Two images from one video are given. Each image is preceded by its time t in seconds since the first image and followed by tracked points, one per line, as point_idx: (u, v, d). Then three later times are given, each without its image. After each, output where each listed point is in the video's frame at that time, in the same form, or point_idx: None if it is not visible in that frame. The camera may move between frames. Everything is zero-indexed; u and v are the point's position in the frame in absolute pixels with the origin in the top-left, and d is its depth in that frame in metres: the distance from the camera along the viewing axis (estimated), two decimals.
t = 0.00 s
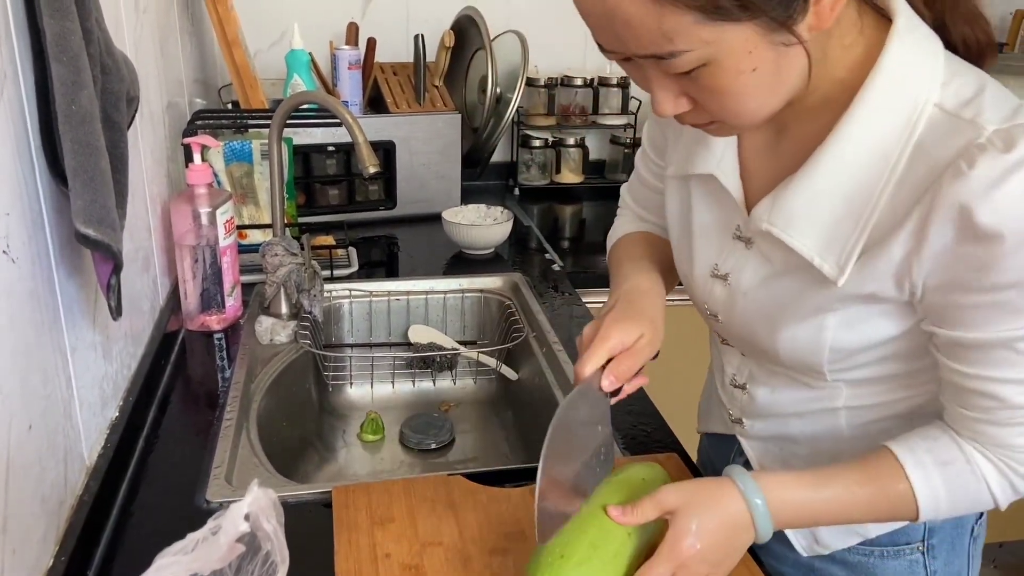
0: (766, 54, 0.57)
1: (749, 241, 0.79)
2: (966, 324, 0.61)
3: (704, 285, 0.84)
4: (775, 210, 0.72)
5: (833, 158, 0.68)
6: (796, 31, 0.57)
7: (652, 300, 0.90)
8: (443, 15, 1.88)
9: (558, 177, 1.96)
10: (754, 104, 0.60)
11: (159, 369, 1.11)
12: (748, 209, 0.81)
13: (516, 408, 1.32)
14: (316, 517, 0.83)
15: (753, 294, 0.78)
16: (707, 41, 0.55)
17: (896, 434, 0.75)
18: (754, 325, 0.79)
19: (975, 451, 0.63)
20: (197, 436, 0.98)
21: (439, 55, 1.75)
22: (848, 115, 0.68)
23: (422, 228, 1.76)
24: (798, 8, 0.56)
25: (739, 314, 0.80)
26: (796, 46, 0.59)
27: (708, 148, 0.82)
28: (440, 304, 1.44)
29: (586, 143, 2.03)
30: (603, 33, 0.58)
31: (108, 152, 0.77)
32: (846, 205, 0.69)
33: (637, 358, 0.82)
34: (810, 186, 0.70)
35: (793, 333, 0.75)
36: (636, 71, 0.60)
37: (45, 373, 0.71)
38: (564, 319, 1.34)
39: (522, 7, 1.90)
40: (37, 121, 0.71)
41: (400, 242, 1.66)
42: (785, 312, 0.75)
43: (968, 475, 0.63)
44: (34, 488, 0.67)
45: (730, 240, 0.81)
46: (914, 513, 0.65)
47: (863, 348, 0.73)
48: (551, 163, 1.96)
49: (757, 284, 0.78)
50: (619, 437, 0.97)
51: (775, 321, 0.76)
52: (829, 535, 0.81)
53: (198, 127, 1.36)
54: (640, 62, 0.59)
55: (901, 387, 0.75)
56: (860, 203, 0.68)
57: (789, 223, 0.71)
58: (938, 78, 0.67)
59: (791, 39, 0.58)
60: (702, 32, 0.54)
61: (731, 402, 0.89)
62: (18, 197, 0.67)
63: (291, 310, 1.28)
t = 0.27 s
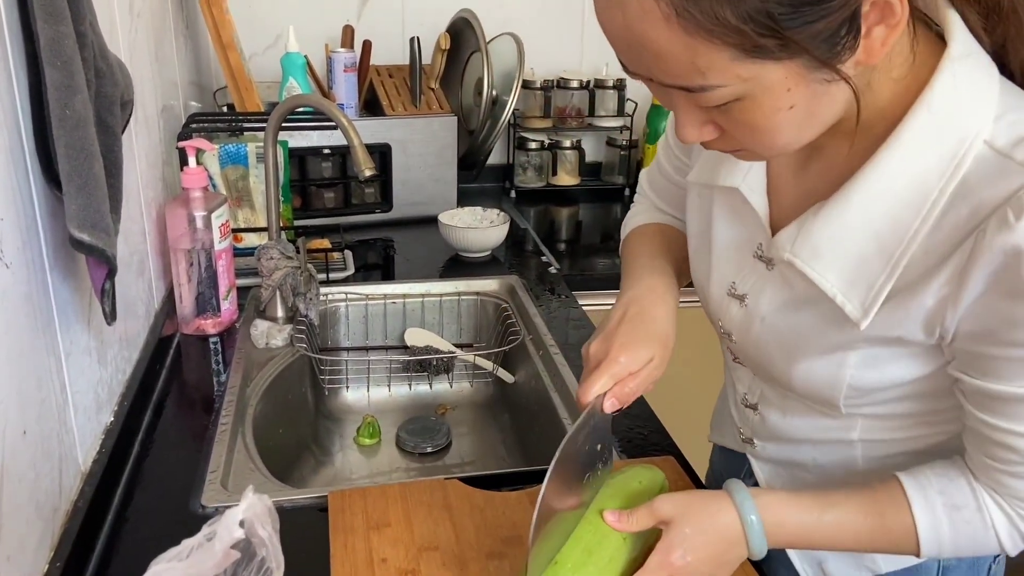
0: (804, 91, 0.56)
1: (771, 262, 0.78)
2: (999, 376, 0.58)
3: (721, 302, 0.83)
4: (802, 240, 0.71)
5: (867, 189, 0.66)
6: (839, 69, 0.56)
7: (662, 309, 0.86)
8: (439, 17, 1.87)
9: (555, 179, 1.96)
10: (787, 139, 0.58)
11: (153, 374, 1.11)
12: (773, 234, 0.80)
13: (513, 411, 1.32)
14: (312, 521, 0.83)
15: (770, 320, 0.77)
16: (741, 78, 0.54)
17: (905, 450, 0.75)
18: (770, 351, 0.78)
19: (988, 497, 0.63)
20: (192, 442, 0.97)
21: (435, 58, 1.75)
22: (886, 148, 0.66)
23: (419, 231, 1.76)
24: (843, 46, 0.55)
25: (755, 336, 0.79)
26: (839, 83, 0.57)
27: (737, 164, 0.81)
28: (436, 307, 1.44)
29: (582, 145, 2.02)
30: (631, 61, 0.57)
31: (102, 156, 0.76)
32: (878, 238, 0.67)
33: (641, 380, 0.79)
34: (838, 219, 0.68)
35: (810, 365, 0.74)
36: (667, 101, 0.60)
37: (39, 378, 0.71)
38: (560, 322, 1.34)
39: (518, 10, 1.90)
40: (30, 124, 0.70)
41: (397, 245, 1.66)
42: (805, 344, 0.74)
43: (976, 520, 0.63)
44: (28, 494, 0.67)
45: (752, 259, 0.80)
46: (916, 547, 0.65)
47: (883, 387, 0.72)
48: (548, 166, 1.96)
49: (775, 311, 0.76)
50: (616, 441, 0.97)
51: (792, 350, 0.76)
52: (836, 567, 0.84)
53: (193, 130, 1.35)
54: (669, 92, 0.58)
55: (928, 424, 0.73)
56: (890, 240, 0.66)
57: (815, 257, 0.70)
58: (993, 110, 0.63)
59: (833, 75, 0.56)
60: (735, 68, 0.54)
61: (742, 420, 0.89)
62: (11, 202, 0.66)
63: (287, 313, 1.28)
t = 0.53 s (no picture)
0: (804, 107, 0.56)
1: (770, 267, 0.77)
2: (998, 399, 0.58)
3: (718, 303, 0.83)
4: (800, 252, 0.70)
5: (872, 203, 0.65)
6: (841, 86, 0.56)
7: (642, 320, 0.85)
8: (433, 21, 1.89)
9: (549, 181, 1.97)
10: (787, 153, 0.59)
11: (150, 376, 1.11)
12: (775, 240, 0.80)
13: (506, 412, 1.33)
14: (307, 521, 0.84)
15: (767, 323, 0.77)
16: (739, 94, 0.55)
17: (896, 458, 0.75)
18: (767, 356, 0.78)
19: (977, 513, 0.63)
20: (188, 444, 0.98)
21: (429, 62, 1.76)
22: (893, 162, 0.64)
23: (413, 233, 1.77)
24: (844, 63, 0.55)
25: (750, 339, 0.79)
26: (841, 99, 0.57)
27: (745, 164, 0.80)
28: (430, 309, 1.45)
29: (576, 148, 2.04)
30: (630, 73, 0.58)
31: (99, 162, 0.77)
32: (881, 255, 0.66)
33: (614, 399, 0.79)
34: (839, 234, 0.67)
35: (806, 373, 0.75)
36: (665, 109, 0.60)
37: (37, 379, 0.72)
38: (554, 324, 1.35)
39: (511, 14, 1.92)
40: (27, 129, 0.71)
41: (391, 248, 1.67)
42: (803, 354, 0.74)
43: (963, 536, 0.64)
44: (26, 495, 0.68)
45: (752, 259, 0.80)
46: (900, 556, 0.66)
47: (877, 403, 0.72)
48: (542, 168, 1.97)
49: (772, 316, 0.76)
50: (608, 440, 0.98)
51: (789, 357, 0.76)
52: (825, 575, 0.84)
53: (188, 134, 1.36)
54: (668, 105, 0.59)
55: (927, 437, 0.73)
56: (893, 257, 0.65)
57: (814, 271, 0.69)
58: (1008, 128, 0.62)
59: (835, 92, 0.56)
60: (733, 85, 0.54)
61: (735, 421, 0.90)
62: (9, 206, 0.67)
63: (282, 315, 1.29)
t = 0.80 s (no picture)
0: (814, 101, 0.57)
1: (772, 262, 0.78)
2: (993, 391, 0.59)
3: (716, 297, 0.84)
4: (808, 249, 0.70)
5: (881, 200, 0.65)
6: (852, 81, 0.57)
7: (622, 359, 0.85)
8: (427, 22, 1.90)
9: (543, 181, 2.00)
10: (796, 146, 0.60)
11: (149, 372, 1.13)
12: (776, 238, 0.80)
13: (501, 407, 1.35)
14: (304, 509, 0.85)
15: (769, 321, 0.77)
16: (749, 86, 0.56)
17: (890, 449, 0.77)
18: (767, 351, 0.78)
19: (959, 501, 0.65)
20: (187, 437, 0.99)
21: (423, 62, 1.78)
22: (902, 160, 0.65)
23: (408, 232, 1.79)
24: (856, 58, 0.56)
25: (749, 334, 0.79)
26: (852, 94, 0.58)
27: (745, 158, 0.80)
28: (425, 306, 1.46)
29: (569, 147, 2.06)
30: (642, 61, 0.58)
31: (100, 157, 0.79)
32: (888, 253, 0.66)
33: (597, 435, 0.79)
34: (848, 230, 0.68)
35: (807, 368, 0.75)
36: (675, 99, 0.61)
37: (40, 369, 0.73)
38: (548, 320, 1.36)
39: (505, 15, 1.94)
40: (30, 124, 0.73)
41: (387, 246, 1.69)
42: (807, 351, 0.75)
43: (945, 524, 0.66)
44: (30, 481, 0.69)
45: (752, 255, 0.81)
46: (884, 544, 0.68)
47: (878, 394, 0.73)
48: (536, 168, 2.00)
49: (774, 313, 0.76)
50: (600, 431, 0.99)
51: (789, 352, 0.76)
52: (820, 564, 0.83)
53: (185, 133, 1.38)
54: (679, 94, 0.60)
55: (922, 429, 0.75)
56: (901, 254, 0.66)
57: (821, 267, 0.69)
58: (1015, 128, 0.63)
59: (846, 87, 0.57)
60: (744, 76, 0.55)
61: (730, 416, 0.91)
62: (13, 199, 0.69)
63: (279, 312, 1.30)
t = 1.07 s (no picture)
0: (808, 75, 0.59)
1: (772, 247, 0.80)
2: (973, 371, 0.61)
3: (720, 281, 0.86)
4: (803, 230, 0.73)
5: (873, 183, 0.68)
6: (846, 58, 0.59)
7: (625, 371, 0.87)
8: (422, 25, 1.93)
9: (537, 181, 2.02)
10: (791, 120, 0.62)
11: (151, 368, 1.15)
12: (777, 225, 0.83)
13: (497, 402, 1.38)
14: (305, 499, 0.87)
15: (766, 301, 0.79)
16: (746, 56, 0.58)
17: (884, 437, 0.79)
18: (763, 332, 0.81)
19: (947, 497, 0.66)
20: (188, 430, 1.01)
21: (419, 64, 1.80)
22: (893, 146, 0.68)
23: (404, 232, 1.81)
24: (850, 36, 0.57)
25: (748, 316, 0.82)
26: (846, 71, 0.60)
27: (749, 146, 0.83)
28: (422, 303, 1.48)
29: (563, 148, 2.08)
30: (648, 28, 0.61)
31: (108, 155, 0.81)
32: (879, 234, 0.69)
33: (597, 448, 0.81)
34: (841, 212, 0.70)
35: (798, 349, 0.78)
36: (680, 70, 0.63)
37: (49, 360, 0.75)
38: (543, 316, 1.39)
39: (499, 18, 1.96)
40: (39, 122, 0.75)
41: (383, 246, 1.71)
42: (797, 328, 0.77)
43: (930, 516, 0.67)
44: (40, 467, 0.71)
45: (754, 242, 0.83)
46: (874, 538, 0.69)
47: (868, 375, 0.75)
48: (530, 169, 2.01)
49: (771, 294, 0.79)
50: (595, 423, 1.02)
51: (784, 332, 0.79)
52: (806, 550, 0.84)
53: (185, 134, 1.40)
54: (683, 63, 0.62)
55: (911, 416, 0.77)
56: (891, 235, 0.68)
57: (815, 247, 0.72)
58: (1004, 119, 0.65)
59: (840, 63, 0.59)
60: (741, 47, 0.57)
61: (732, 399, 0.93)
62: (24, 194, 0.71)
63: (278, 309, 1.32)
